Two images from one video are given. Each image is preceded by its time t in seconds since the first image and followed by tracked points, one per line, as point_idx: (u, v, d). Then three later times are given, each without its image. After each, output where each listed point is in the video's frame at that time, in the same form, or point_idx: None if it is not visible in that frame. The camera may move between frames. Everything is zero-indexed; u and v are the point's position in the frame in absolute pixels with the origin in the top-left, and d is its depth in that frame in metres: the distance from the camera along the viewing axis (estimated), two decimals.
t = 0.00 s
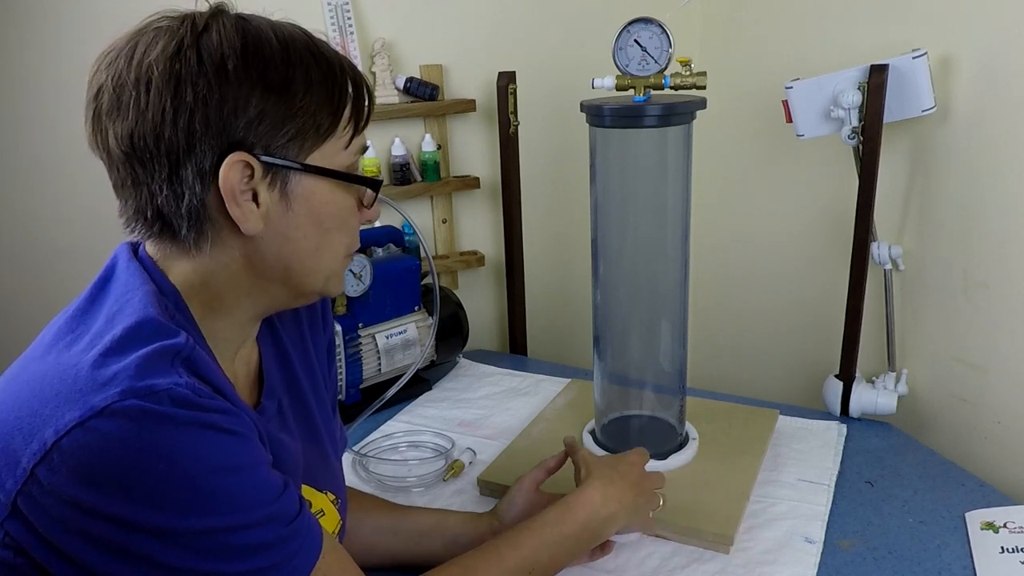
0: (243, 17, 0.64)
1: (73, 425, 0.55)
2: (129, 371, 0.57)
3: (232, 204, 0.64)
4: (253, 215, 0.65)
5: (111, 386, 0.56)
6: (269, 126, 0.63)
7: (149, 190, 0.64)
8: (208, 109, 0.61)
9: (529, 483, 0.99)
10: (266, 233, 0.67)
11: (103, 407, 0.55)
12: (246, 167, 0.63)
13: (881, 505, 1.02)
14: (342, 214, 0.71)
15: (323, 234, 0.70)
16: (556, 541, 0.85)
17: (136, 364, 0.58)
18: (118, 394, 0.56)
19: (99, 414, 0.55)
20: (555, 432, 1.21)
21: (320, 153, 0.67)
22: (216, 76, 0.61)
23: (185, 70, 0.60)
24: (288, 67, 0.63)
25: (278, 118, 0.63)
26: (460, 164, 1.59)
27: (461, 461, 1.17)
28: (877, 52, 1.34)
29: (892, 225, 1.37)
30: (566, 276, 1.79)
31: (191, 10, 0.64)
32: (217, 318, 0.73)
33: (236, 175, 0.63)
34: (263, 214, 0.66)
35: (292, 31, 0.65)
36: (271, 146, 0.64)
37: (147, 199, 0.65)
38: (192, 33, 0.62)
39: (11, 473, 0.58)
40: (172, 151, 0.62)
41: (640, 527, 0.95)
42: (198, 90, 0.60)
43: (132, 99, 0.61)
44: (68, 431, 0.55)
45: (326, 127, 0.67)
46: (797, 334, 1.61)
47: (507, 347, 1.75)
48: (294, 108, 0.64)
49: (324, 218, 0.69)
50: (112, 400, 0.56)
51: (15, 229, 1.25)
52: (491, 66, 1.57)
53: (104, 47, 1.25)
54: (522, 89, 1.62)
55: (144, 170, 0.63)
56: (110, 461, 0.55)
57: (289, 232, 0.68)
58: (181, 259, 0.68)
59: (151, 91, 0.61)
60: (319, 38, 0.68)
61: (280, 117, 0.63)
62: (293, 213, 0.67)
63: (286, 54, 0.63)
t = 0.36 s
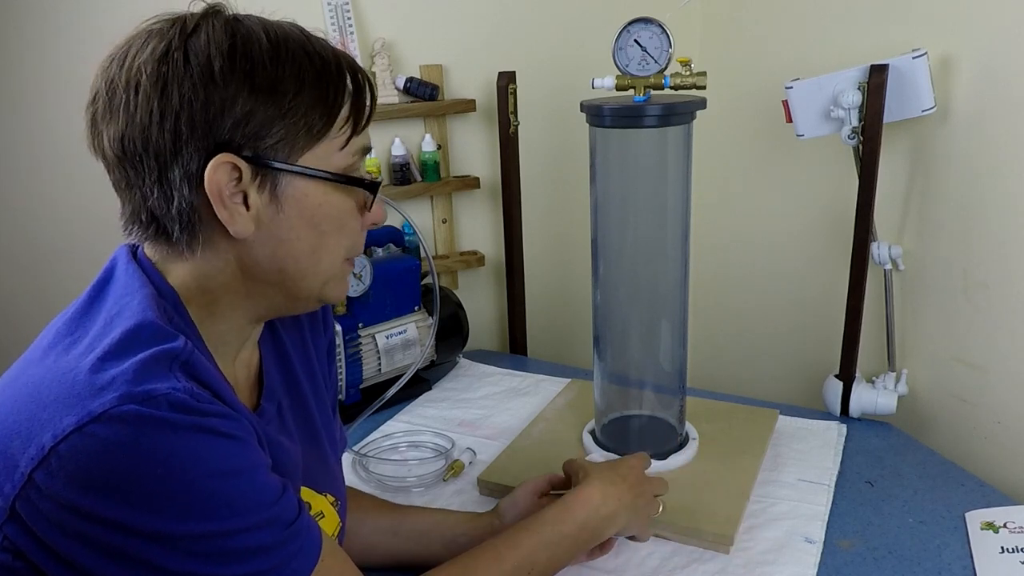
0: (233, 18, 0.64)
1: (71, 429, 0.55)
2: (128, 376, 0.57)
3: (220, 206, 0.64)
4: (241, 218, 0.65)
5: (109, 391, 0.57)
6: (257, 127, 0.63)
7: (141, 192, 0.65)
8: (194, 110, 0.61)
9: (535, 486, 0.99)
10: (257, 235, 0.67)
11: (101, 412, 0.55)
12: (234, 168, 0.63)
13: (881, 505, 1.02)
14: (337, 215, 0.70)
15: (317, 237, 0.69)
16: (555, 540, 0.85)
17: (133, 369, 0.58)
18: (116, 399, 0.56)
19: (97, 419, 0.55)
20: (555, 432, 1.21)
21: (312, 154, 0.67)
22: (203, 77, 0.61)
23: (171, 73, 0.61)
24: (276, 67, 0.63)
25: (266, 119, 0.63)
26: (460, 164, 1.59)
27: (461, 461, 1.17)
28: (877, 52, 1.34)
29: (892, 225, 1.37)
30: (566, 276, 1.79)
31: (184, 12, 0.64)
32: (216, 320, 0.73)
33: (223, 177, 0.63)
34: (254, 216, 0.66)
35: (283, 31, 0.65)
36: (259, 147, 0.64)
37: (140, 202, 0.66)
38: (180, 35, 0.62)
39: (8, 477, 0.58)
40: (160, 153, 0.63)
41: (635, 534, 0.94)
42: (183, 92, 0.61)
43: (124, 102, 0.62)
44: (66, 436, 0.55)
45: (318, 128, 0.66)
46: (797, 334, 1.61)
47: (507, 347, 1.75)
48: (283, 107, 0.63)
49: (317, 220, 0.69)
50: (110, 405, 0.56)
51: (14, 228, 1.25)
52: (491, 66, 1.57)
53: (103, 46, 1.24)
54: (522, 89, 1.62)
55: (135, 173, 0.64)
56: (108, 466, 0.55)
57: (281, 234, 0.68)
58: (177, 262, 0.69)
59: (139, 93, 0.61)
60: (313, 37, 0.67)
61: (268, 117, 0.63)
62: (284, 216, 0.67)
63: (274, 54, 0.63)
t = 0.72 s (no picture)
0: (226, 19, 0.63)
1: (73, 431, 0.55)
2: (130, 377, 0.57)
3: (204, 209, 0.64)
4: (228, 222, 0.65)
5: (110, 392, 0.57)
6: (243, 129, 0.62)
7: (134, 192, 0.66)
8: (178, 113, 0.61)
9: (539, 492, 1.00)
10: (244, 239, 0.67)
11: (103, 413, 0.55)
12: (218, 172, 0.63)
13: (881, 505, 1.02)
14: (329, 223, 0.69)
15: (306, 243, 0.69)
16: (555, 540, 0.85)
17: (136, 370, 0.58)
18: (118, 400, 0.56)
19: (99, 420, 0.55)
20: (555, 432, 1.21)
21: (302, 158, 0.66)
22: (188, 79, 0.61)
23: (159, 75, 0.61)
24: (263, 68, 0.62)
25: (252, 121, 0.62)
26: (460, 164, 1.59)
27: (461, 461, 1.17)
28: (877, 52, 1.34)
29: (892, 225, 1.37)
30: (566, 276, 1.79)
31: (180, 13, 0.65)
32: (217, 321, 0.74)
33: (207, 180, 0.63)
34: (240, 220, 0.66)
35: (275, 32, 0.64)
36: (245, 150, 0.63)
37: (134, 202, 0.67)
38: (171, 37, 0.62)
39: (10, 478, 0.58)
40: (148, 155, 0.63)
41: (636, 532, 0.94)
42: (168, 94, 0.61)
43: (117, 103, 0.63)
44: (68, 437, 0.55)
45: (307, 131, 0.65)
46: (797, 334, 1.61)
47: (507, 347, 1.75)
48: (269, 109, 0.62)
49: (307, 226, 0.68)
50: (112, 406, 0.56)
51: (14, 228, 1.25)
52: (491, 66, 1.57)
53: (103, 46, 1.24)
54: (522, 88, 1.62)
55: (128, 173, 0.65)
56: (110, 467, 0.55)
57: (269, 240, 0.67)
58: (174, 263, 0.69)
59: (129, 95, 0.62)
60: (309, 38, 0.66)
61: (254, 120, 0.62)
62: (272, 221, 0.66)
63: (262, 56, 0.62)
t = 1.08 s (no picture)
0: (216, 18, 0.63)
1: (74, 431, 0.55)
2: (131, 377, 0.57)
3: (195, 210, 0.64)
4: (221, 222, 0.65)
5: (111, 393, 0.56)
6: (231, 128, 0.62)
7: (129, 195, 0.67)
8: (168, 115, 0.61)
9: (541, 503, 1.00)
10: (238, 240, 0.67)
11: (104, 414, 0.55)
12: (208, 173, 0.63)
13: (881, 505, 1.02)
14: (323, 221, 0.68)
15: (300, 242, 0.68)
16: (555, 542, 0.85)
17: (136, 371, 0.58)
18: (118, 400, 0.56)
19: (100, 420, 0.55)
20: (555, 431, 1.21)
21: (293, 158, 0.65)
22: (176, 80, 0.61)
23: (149, 78, 0.61)
24: (251, 68, 0.62)
25: (241, 120, 0.62)
26: (460, 164, 1.59)
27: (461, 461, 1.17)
28: (877, 52, 1.34)
29: (892, 225, 1.37)
30: (566, 277, 1.79)
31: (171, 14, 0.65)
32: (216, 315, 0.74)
33: (197, 181, 0.63)
34: (233, 220, 0.66)
35: (265, 31, 0.64)
36: (234, 150, 0.63)
37: (131, 205, 0.67)
38: (160, 38, 0.62)
39: (10, 477, 0.57)
40: (140, 158, 0.63)
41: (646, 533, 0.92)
42: (157, 96, 0.61)
43: (110, 107, 0.63)
44: (69, 437, 0.55)
45: (297, 130, 0.64)
46: (797, 335, 1.61)
47: (507, 347, 1.75)
48: (258, 108, 0.62)
49: (300, 226, 0.68)
50: (113, 406, 0.55)
51: (14, 228, 1.25)
52: (491, 66, 1.57)
53: (102, 46, 1.24)
54: (522, 89, 1.62)
55: (123, 176, 0.66)
56: (111, 468, 0.55)
57: (262, 240, 0.67)
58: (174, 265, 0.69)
59: (120, 98, 0.62)
60: (299, 36, 0.66)
61: (242, 120, 0.62)
62: (265, 221, 0.66)
63: (250, 54, 0.62)
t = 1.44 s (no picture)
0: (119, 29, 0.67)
1: (83, 417, 0.55)
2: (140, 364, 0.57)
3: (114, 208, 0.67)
4: (132, 215, 0.66)
5: (121, 380, 0.57)
6: (112, 122, 0.64)
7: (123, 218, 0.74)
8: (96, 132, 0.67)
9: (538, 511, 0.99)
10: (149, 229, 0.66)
11: (114, 400, 0.55)
12: (109, 171, 0.65)
13: (881, 505, 1.02)
14: (197, 189, 0.63)
15: (186, 215, 0.63)
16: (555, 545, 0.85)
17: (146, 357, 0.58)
18: (128, 386, 0.56)
19: (109, 406, 0.55)
20: (555, 432, 1.21)
21: (157, 130, 0.63)
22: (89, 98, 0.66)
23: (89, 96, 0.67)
24: (113, 60, 0.63)
25: (114, 111, 0.63)
26: (460, 164, 1.59)
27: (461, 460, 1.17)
28: (877, 52, 1.34)
29: (892, 225, 1.37)
30: (567, 277, 1.79)
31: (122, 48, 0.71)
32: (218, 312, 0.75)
33: (107, 181, 0.66)
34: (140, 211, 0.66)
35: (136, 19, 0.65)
36: (117, 139, 0.64)
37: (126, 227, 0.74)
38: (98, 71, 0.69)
39: (20, 466, 0.58)
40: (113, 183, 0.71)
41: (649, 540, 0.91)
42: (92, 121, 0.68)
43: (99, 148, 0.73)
44: (78, 424, 0.55)
45: (146, 99, 0.62)
46: (797, 335, 1.61)
47: (507, 347, 1.75)
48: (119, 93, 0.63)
49: (177, 199, 0.63)
50: (123, 392, 0.56)
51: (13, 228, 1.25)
52: (491, 66, 1.57)
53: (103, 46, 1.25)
54: (522, 89, 1.62)
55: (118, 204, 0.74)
56: (119, 455, 0.55)
57: (157, 223, 0.64)
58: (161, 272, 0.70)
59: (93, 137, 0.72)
60: (177, 8, 0.65)
61: (116, 110, 0.63)
62: (154, 203, 0.64)
63: (115, 47, 0.63)
